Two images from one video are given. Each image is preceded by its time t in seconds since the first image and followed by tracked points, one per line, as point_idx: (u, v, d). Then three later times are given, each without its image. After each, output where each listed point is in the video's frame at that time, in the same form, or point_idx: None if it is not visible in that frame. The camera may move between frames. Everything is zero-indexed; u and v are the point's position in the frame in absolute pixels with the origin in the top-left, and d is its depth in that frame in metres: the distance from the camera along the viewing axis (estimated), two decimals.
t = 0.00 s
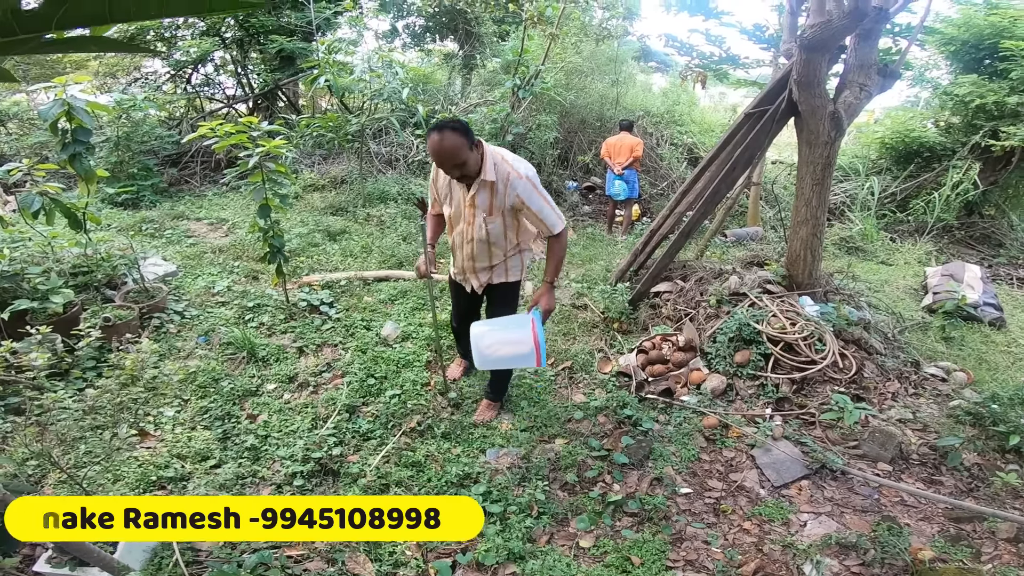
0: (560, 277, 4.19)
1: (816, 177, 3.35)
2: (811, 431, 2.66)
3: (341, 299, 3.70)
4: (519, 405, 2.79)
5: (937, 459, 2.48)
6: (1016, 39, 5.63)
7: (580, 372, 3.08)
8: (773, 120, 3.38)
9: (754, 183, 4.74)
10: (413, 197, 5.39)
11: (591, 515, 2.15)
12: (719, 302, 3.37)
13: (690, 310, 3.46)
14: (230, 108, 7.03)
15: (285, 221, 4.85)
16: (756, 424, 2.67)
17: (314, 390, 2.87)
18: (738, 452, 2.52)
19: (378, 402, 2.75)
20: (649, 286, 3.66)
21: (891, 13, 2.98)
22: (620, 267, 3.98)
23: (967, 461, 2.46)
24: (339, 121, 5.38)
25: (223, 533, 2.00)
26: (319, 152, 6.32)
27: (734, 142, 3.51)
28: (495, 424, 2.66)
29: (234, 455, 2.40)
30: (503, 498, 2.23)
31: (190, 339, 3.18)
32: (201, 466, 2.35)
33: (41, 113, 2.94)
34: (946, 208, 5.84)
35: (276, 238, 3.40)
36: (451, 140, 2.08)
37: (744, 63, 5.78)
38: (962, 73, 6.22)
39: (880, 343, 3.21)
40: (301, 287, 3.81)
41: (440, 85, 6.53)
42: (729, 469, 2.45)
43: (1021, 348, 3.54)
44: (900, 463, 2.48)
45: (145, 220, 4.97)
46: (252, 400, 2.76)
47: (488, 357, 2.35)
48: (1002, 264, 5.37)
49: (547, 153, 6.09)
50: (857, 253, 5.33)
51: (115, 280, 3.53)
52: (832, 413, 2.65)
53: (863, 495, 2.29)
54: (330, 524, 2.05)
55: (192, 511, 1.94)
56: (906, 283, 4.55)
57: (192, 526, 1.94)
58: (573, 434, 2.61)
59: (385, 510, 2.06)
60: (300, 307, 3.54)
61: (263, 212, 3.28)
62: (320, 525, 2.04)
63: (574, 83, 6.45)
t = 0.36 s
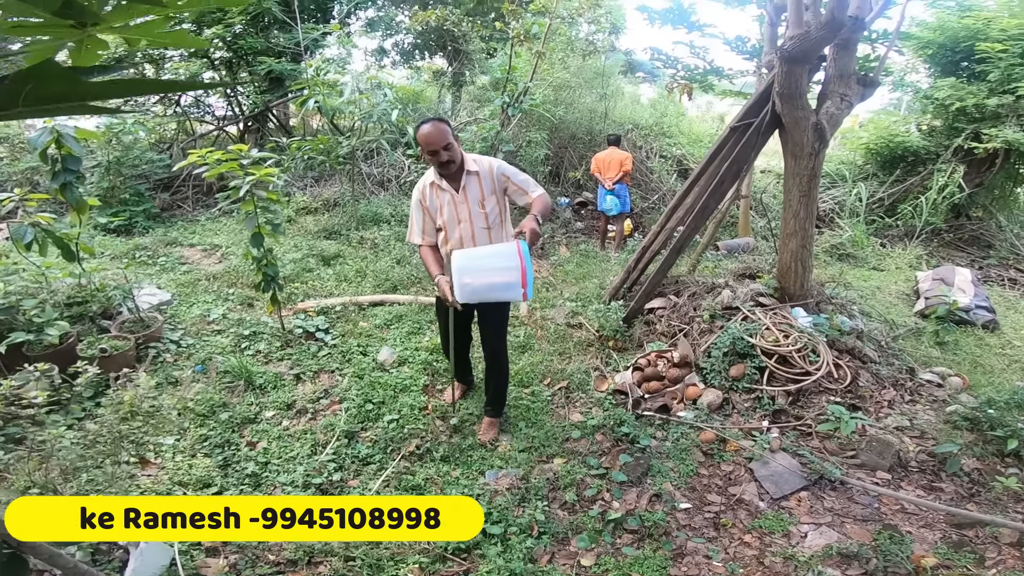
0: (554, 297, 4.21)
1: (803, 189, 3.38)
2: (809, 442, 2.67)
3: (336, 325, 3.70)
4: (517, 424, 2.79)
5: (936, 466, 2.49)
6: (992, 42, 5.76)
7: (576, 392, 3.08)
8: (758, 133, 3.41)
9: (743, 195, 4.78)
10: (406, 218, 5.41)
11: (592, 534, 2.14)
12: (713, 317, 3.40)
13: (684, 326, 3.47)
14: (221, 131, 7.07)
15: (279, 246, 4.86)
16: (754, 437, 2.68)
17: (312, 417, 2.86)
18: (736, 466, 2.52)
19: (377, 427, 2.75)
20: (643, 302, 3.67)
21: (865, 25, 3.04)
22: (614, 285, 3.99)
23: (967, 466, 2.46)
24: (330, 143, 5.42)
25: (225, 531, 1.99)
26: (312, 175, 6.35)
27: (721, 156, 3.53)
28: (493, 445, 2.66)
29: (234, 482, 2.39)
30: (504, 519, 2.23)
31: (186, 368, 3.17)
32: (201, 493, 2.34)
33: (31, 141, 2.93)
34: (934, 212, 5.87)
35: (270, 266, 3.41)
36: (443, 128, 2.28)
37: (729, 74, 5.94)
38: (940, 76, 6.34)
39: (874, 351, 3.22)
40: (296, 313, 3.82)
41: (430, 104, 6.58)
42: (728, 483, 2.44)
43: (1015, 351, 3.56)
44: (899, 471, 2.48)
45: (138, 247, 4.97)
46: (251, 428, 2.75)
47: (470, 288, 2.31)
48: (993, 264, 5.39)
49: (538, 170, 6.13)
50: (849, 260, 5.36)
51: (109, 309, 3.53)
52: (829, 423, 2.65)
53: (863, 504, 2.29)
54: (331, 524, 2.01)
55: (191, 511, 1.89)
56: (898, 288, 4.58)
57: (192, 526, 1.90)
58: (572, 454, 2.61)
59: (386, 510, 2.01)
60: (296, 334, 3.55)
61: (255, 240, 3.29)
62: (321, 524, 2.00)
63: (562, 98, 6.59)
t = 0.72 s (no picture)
0: (554, 314, 4.22)
1: (799, 203, 3.40)
2: (812, 455, 2.67)
3: (336, 346, 3.70)
4: (521, 444, 2.79)
5: (939, 476, 2.49)
6: (979, 48, 5.84)
7: (579, 410, 3.08)
8: (754, 147, 3.43)
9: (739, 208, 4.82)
10: (403, 235, 5.42)
11: (597, 553, 2.13)
12: (713, 333, 3.40)
13: (684, 342, 3.48)
14: (216, 147, 7.09)
15: (276, 266, 4.86)
16: (757, 452, 2.68)
17: (314, 440, 2.84)
18: (740, 481, 2.52)
19: (379, 450, 2.73)
20: (643, 318, 3.68)
21: (859, 39, 3.07)
22: (613, 301, 4.01)
23: (970, 476, 2.47)
24: (326, 160, 5.43)
25: (223, 532, 2.14)
26: (308, 193, 6.36)
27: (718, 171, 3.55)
28: (497, 465, 2.65)
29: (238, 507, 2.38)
30: (509, 539, 2.21)
31: (186, 392, 3.15)
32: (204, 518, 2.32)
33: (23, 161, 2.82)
34: (927, 220, 5.92)
35: (268, 289, 3.40)
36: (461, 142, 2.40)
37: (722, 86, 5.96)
38: (929, 83, 6.41)
39: (874, 363, 3.24)
40: (295, 335, 3.81)
41: (425, 119, 6.61)
42: (733, 499, 2.44)
43: (1013, 358, 3.58)
44: (903, 482, 2.49)
45: (135, 267, 4.96)
46: (253, 451, 2.74)
47: (469, 270, 2.28)
48: (988, 270, 5.42)
49: (535, 184, 6.16)
50: (845, 269, 5.39)
51: (107, 333, 3.52)
52: (832, 436, 2.65)
53: (868, 517, 2.29)
54: (330, 525, 2.21)
55: (192, 511, 2.08)
56: (895, 298, 4.61)
57: (192, 526, 2.08)
58: (575, 473, 2.61)
59: (385, 510, 2.19)
60: (296, 356, 3.54)
61: (253, 263, 3.29)
62: (320, 524, 2.19)
63: (557, 111, 6.66)
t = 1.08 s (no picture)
0: (553, 317, 4.22)
1: (800, 206, 3.40)
2: (812, 459, 2.67)
3: (335, 350, 3.69)
4: (520, 448, 2.79)
5: (939, 480, 2.49)
6: (978, 50, 5.85)
7: (578, 414, 3.08)
8: (754, 150, 3.44)
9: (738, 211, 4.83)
10: (402, 238, 5.42)
11: (597, 557, 2.12)
12: (713, 336, 3.40)
13: (684, 346, 3.48)
14: (216, 149, 7.08)
15: (275, 269, 4.85)
16: (757, 456, 2.68)
17: (313, 444, 2.84)
18: (740, 485, 2.51)
19: (379, 454, 2.73)
20: (643, 322, 3.68)
21: (859, 41, 3.08)
22: (613, 305, 4.02)
23: (970, 479, 2.47)
24: (326, 163, 5.42)
25: (223, 533, 2.21)
26: (307, 195, 6.36)
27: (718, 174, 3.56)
28: (497, 470, 2.65)
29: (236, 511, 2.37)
30: (509, 544, 2.20)
31: (184, 396, 3.14)
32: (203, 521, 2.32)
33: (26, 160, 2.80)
34: (927, 223, 5.93)
35: (267, 292, 3.40)
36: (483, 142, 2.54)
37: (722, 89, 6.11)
38: (927, 85, 6.45)
39: (873, 366, 3.24)
40: (294, 339, 3.80)
41: (425, 121, 6.61)
42: (733, 503, 2.43)
43: (1013, 361, 3.58)
44: (903, 486, 2.48)
45: (133, 270, 4.95)
46: (251, 454, 2.73)
47: (470, 214, 2.15)
48: (987, 273, 5.42)
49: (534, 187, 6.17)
50: (844, 272, 5.39)
51: (105, 336, 3.51)
52: (832, 440, 2.64)
53: (869, 520, 2.29)
54: (330, 524, 2.25)
55: (192, 511, 2.20)
56: (894, 301, 4.61)
57: (192, 525, 2.18)
58: (575, 477, 2.60)
59: (385, 510, 2.27)
60: (294, 360, 3.53)
61: (252, 267, 3.28)
62: (320, 524, 2.23)
63: (557, 114, 6.67)
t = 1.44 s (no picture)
0: (552, 319, 4.23)
1: (798, 208, 3.41)
2: (811, 460, 2.67)
3: (334, 352, 3.69)
4: (520, 450, 2.79)
5: (939, 480, 2.49)
6: (974, 51, 5.88)
7: (577, 416, 3.08)
8: (751, 152, 3.44)
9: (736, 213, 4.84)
10: (401, 241, 5.43)
11: (597, 559, 2.12)
12: (711, 338, 3.40)
13: (683, 348, 3.48)
14: (214, 151, 7.08)
15: (274, 272, 4.85)
16: (756, 457, 2.68)
17: (312, 446, 2.83)
18: (740, 486, 2.52)
19: (378, 456, 2.73)
20: (641, 324, 3.68)
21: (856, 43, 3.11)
22: (612, 307, 4.02)
23: (970, 479, 2.47)
24: (324, 165, 5.42)
25: (224, 532, 2.17)
26: (306, 198, 6.37)
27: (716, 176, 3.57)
28: (497, 472, 2.65)
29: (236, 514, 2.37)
30: (509, 546, 2.20)
31: (183, 399, 3.13)
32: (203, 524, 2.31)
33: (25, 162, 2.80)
34: (924, 223, 5.94)
35: (266, 295, 3.40)
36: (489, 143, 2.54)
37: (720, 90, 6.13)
38: (924, 86, 6.47)
39: (872, 367, 3.25)
40: (293, 341, 3.80)
41: (423, 123, 6.62)
42: (732, 504, 2.43)
43: (1012, 361, 3.59)
44: (902, 486, 2.49)
45: (132, 272, 4.95)
46: (251, 457, 2.72)
47: (461, 188, 2.16)
48: (985, 273, 5.44)
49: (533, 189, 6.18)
50: (843, 273, 5.39)
51: (103, 339, 3.51)
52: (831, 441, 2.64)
53: (868, 521, 2.29)
54: (330, 524, 2.20)
55: (191, 511, 2.13)
56: (893, 301, 4.62)
57: (192, 525, 2.13)
58: (575, 479, 2.60)
59: (385, 510, 2.21)
60: (293, 362, 3.53)
61: (251, 269, 3.29)
62: (320, 524, 2.18)
63: (555, 116, 6.67)
